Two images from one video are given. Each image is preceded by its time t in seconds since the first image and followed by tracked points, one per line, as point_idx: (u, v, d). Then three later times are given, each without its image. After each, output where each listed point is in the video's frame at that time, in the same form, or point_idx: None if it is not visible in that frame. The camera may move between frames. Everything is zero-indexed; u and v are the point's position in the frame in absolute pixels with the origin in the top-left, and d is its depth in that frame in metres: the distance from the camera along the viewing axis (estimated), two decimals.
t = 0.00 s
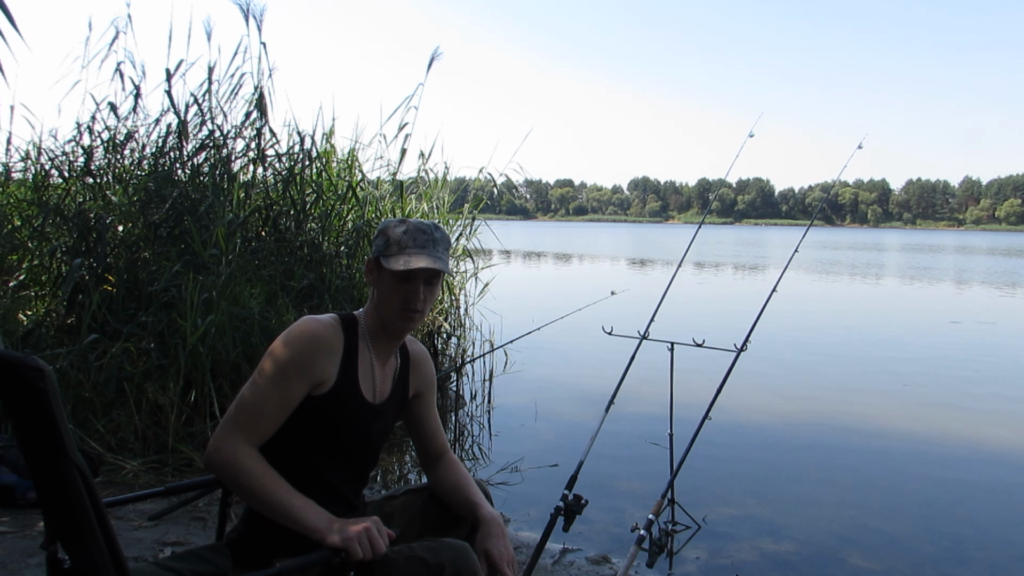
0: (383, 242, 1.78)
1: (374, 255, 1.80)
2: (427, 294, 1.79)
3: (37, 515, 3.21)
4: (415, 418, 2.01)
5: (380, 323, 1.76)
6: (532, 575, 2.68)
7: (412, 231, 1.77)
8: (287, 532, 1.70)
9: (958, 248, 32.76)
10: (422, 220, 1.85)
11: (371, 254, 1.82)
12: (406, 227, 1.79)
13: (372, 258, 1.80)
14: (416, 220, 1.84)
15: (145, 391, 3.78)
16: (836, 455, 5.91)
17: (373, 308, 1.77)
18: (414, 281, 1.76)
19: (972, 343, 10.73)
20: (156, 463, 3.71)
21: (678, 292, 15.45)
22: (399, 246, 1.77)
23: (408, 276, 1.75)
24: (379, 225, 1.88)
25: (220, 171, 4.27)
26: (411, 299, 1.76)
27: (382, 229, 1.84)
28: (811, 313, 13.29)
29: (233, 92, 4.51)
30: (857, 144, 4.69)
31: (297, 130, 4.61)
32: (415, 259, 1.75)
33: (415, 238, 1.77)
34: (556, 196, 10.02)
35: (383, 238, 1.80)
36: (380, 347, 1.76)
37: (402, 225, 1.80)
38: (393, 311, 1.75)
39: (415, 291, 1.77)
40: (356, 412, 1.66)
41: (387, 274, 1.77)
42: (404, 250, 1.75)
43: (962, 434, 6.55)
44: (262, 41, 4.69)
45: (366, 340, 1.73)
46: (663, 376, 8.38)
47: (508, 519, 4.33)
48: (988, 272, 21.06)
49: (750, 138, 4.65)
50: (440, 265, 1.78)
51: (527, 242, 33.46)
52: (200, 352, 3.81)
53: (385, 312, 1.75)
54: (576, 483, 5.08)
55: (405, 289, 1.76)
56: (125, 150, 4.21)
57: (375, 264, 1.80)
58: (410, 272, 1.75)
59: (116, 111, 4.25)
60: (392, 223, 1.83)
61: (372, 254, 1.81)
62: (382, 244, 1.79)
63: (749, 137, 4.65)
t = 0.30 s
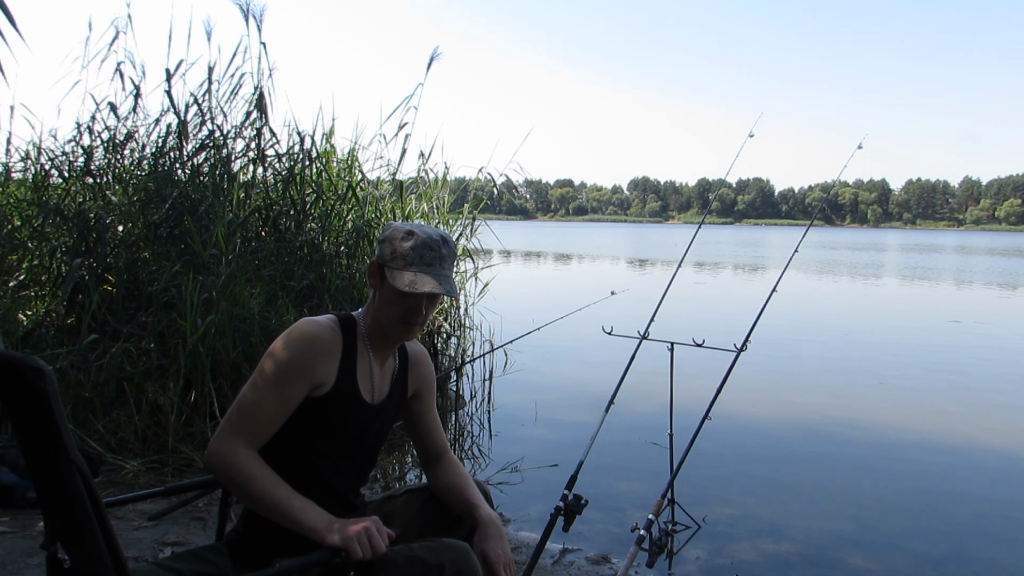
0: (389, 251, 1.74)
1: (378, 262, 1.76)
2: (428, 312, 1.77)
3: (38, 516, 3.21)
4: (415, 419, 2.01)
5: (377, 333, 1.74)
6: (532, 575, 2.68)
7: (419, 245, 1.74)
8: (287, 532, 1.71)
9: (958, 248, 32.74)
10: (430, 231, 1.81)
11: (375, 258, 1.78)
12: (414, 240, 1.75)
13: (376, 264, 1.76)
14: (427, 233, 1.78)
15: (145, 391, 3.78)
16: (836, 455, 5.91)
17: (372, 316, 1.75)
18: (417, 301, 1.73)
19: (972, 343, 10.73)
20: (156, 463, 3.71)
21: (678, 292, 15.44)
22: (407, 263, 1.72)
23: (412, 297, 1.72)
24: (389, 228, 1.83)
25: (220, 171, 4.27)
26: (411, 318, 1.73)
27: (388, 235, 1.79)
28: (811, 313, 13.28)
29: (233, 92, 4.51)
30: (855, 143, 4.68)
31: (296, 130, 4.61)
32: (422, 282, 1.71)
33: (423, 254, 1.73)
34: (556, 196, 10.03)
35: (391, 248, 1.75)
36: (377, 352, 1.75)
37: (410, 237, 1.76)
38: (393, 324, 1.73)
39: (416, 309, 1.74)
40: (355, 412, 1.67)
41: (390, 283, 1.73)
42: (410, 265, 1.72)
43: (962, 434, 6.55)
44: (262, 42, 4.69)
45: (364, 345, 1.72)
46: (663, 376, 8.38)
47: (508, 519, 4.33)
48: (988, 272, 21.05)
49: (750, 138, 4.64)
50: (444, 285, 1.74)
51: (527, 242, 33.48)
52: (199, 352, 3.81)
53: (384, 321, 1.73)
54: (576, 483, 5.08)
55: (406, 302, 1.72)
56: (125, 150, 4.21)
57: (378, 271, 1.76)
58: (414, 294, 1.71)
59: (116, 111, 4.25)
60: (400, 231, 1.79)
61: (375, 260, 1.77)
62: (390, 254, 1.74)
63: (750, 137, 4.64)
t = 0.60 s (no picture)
0: (388, 252, 1.74)
1: (378, 263, 1.75)
2: (429, 312, 1.76)
3: (38, 516, 3.21)
4: (415, 419, 2.01)
5: (378, 334, 1.74)
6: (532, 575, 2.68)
7: (419, 246, 1.73)
8: (287, 531, 1.71)
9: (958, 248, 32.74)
10: (430, 232, 1.80)
11: (375, 258, 1.77)
12: (413, 241, 1.75)
13: (376, 265, 1.76)
14: (426, 234, 1.78)
15: (145, 391, 3.78)
16: (836, 455, 5.91)
17: (372, 317, 1.75)
18: (417, 301, 1.72)
19: (972, 343, 10.73)
20: (156, 463, 3.71)
21: (678, 292, 15.45)
22: (407, 263, 1.72)
23: (412, 297, 1.71)
24: (389, 230, 1.83)
25: (220, 171, 4.27)
26: (412, 318, 1.73)
27: (388, 236, 1.79)
28: (811, 313, 13.28)
29: (233, 93, 4.52)
30: (855, 144, 4.68)
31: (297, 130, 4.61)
32: (422, 282, 1.70)
33: (422, 255, 1.73)
34: (556, 196, 10.04)
35: (390, 249, 1.74)
36: (378, 352, 1.75)
37: (409, 238, 1.76)
38: (393, 324, 1.73)
39: (417, 309, 1.73)
40: (356, 413, 1.66)
41: (389, 284, 1.73)
42: (410, 266, 1.72)
43: (962, 434, 6.55)
44: (262, 42, 4.69)
45: (365, 345, 1.72)
46: (663, 377, 8.38)
47: (509, 519, 4.33)
48: (988, 272, 21.05)
49: (750, 138, 4.64)
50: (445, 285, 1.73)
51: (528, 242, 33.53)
52: (199, 352, 3.81)
53: (384, 322, 1.73)
54: (576, 483, 5.08)
55: (406, 303, 1.72)
56: (125, 150, 4.21)
57: (377, 271, 1.76)
58: (414, 294, 1.70)
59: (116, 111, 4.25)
60: (400, 232, 1.78)
61: (375, 260, 1.76)
62: (389, 255, 1.74)
63: (750, 137, 4.64)
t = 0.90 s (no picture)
0: (392, 257, 1.72)
1: (381, 268, 1.74)
2: (430, 318, 1.76)
3: (38, 515, 3.21)
4: (414, 418, 2.00)
5: (377, 337, 1.73)
6: (532, 575, 2.68)
7: (425, 254, 1.72)
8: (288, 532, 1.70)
9: (958, 248, 32.73)
10: (434, 235, 1.78)
11: (377, 261, 1.76)
12: (418, 248, 1.72)
13: (379, 269, 1.74)
14: (431, 240, 1.76)
15: (145, 391, 3.78)
16: (836, 454, 5.91)
17: (372, 320, 1.74)
18: (420, 309, 1.72)
19: (972, 343, 10.73)
20: (156, 463, 3.71)
21: (678, 292, 15.44)
22: (411, 272, 1.71)
23: (416, 306, 1.71)
24: (392, 230, 1.80)
25: (220, 171, 4.27)
26: (413, 325, 1.73)
27: (391, 239, 1.77)
28: (811, 313, 13.28)
29: (233, 93, 4.51)
30: (854, 144, 4.68)
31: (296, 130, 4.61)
32: (427, 292, 1.70)
33: (427, 264, 1.71)
34: (556, 196, 10.03)
35: (394, 254, 1.72)
36: (377, 355, 1.75)
37: (414, 244, 1.73)
38: (394, 329, 1.72)
39: (419, 316, 1.73)
40: (355, 413, 1.66)
41: (392, 291, 1.72)
42: (415, 275, 1.70)
43: (962, 434, 6.55)
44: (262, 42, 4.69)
45: (365, 351, 1.72)
46: (663, 377, 8.38)
47: (509, 519, 4.33)
48: (988, 272, 21.04)
49: (750, 139, 4.64)
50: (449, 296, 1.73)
51: (528, 242, 33.51)
52: (199, 352, 3.81)
53: (386, 328, 1.72)
54: (576, 483, 5.08)
55: (409, 311, 1.72)
56: (125, 149, 4.21)
57: (380, 275, 1.74)
58: (418, 304, 1.70)
59: (116, 111, 4.25)
60: (404, 235, 1.76)
61: (377, 264, 1.75)
62: (393, 261, 1.72)
63: (750, 137, 4.64)
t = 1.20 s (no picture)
0: (388, 271, 1.70)
1: (378, 280, 1.72)
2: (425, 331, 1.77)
3: (37, 516, 3.22)
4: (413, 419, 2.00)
5: (374, 348, 1.74)
6: (532, 575, 2.68)
7: (422, 270, 1.70)
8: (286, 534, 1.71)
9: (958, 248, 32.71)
10: (431, 247, 1.76)
11: (373, 272, 1.74)
12: (416, 264, 1.70)
13: (376, 282, 1.73)
14: (428, 254, 1.74)
15: (145, 391, 3.78)
16: (836, 455, 5.91)
17: (367, 331, 1.74)
18: (416, 326, 1.72)
19: (973, 343, 10.72)
20: (156, 463, 3.71)
21: (678, 292, 15.44)
22: (408, 289, 1.70)
23: (412, 324, 1.71)
24: (388, 238, 1.77)
25: (220, 171, 4.27)
26: (409, 340, 1.74)
27: (388, 250, 1.74)
28: (811, 313, 13.27)
29: (233, 93, 4.51)
30: (855, 144, 4.68)
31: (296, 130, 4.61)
32: (424, 312, 1.70)
33: (424, 280, 1.70)
34: (556, 196, 10.03)
35: (391, 269, 1.70)
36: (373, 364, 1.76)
37: (411, 258, 1.71)
38: (390, 343, 1.73)
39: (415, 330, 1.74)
40: (350, 418, 1.66)
41: (388, 305, 1.71)
42: (411, 292, 1.69)
43: (962, 434, 6.54)
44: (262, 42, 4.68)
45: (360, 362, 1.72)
46: (663, 376, 8.38)
47: (508, 519, 4.33)
48: (988, 272, 21.03)
49: (750, 139, 4.64)
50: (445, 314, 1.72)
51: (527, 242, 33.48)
52: (199, 352, 3.81)
53: (381, 340, 1.73)
54: (576, 483, 5.08)
55: (405, 327, 1.72)
56: (125, 149, 4.21)
57: (376, 287, 1.73)
58: (414, 322, 1.70)
59: (116, 111, 4.24)
60: (402, 248, 1.73)
61: (373, 275, 1.73)
62: (389, 276, 1.70)
63: (750, 137, 4.63)
